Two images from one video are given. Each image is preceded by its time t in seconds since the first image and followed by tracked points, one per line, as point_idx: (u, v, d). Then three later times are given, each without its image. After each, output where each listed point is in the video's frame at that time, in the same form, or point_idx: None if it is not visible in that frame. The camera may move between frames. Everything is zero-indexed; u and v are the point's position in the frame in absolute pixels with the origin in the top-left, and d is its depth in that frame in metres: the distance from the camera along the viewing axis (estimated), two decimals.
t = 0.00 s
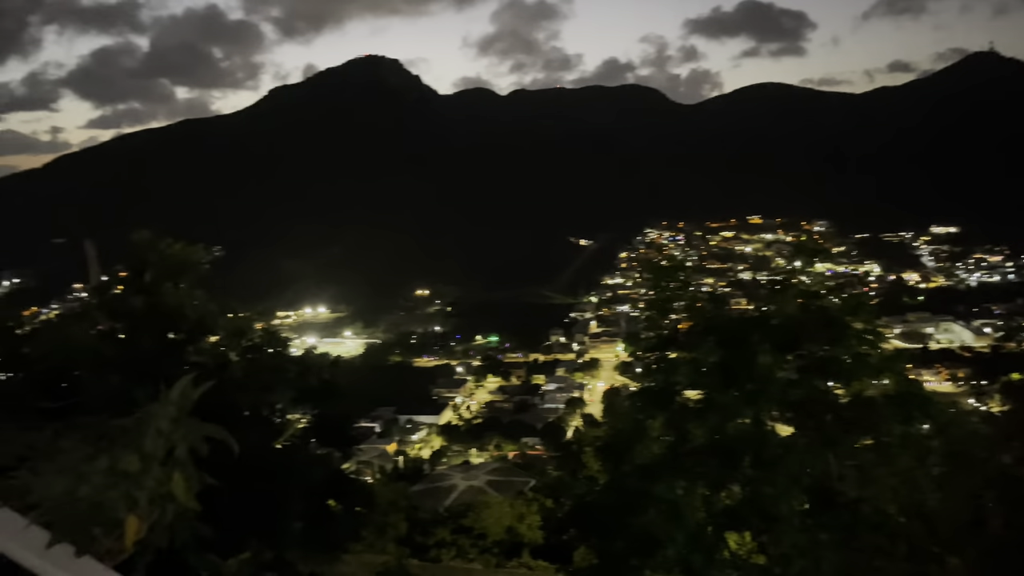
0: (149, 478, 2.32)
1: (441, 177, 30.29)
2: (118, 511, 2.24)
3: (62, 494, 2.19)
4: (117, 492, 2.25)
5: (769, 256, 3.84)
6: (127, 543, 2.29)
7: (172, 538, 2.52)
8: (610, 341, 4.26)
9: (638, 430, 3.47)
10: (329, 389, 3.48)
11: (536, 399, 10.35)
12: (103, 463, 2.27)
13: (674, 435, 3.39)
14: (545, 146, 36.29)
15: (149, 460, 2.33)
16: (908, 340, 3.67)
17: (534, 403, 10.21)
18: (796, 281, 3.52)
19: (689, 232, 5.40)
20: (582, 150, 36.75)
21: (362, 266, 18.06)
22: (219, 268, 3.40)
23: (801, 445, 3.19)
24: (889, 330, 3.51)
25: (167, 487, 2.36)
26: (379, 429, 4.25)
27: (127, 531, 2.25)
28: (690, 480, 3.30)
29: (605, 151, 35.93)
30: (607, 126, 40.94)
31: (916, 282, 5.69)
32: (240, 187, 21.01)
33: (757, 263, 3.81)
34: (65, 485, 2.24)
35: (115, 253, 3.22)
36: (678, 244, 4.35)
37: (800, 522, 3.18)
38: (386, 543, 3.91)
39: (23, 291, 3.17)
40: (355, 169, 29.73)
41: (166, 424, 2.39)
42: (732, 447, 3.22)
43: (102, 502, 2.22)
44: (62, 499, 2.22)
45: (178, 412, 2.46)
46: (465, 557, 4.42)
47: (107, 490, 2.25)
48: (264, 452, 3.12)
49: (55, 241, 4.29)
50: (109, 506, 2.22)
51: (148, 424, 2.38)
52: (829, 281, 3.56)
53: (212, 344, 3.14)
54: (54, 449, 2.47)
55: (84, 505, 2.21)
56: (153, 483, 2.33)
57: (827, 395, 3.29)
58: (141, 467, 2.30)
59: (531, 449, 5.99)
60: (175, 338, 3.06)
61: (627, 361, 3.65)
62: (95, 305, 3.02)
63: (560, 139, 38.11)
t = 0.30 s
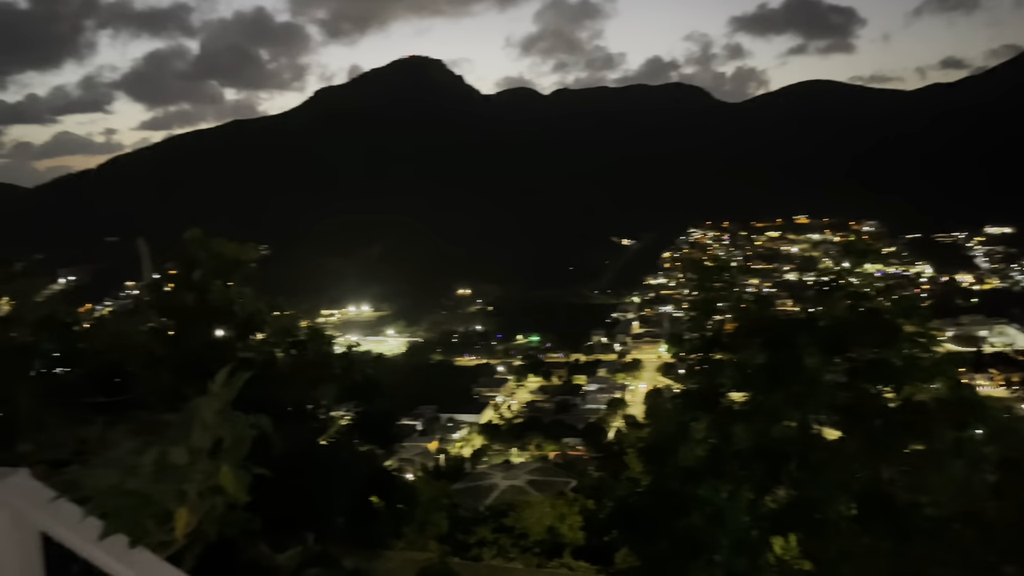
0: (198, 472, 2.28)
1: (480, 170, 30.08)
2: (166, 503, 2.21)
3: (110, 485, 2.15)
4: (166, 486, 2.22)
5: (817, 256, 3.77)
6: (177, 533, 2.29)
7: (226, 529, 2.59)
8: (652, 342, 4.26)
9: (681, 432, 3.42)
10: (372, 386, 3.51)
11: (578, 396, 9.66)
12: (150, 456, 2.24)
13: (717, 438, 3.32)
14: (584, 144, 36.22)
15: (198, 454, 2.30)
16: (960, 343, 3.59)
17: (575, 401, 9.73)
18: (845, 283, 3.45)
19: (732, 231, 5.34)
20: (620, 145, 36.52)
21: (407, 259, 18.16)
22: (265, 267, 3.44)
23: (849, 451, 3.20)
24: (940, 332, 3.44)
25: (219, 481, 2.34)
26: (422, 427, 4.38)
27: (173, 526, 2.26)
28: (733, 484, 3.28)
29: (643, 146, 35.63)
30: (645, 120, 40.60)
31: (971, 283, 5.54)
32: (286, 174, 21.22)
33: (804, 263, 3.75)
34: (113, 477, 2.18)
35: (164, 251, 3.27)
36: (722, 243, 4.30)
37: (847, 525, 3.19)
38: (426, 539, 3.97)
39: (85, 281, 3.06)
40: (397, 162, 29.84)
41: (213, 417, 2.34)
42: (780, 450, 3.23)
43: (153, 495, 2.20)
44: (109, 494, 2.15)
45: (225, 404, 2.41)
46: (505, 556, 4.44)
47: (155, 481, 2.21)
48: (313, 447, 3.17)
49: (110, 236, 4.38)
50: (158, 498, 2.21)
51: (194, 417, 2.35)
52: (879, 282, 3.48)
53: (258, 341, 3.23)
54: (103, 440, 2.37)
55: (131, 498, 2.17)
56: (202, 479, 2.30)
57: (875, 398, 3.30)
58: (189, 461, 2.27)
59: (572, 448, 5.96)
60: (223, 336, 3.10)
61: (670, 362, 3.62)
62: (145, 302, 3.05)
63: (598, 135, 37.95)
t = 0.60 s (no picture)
0: (258, 465, 2.21)
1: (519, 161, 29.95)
2: (227, 491, 2.19)
3: (176, 475, 2.15)
4: (227, 479, 2.17)
5: (862, 258, 3.73)
6: (232, 520, 2.28)
7: (272, 523, 2.63)
8: (694, 343, 4.23)
9: (725, 435, 3.35)
10: (411, 385, 3.56)
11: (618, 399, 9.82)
12: (212, 446, 2.18)
13: (761, 441, 3.39)
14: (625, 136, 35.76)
15: (258, 446, 2.21)
16: (1012, 346, 3.47)
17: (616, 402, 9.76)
18: (893, 285, 3.38)
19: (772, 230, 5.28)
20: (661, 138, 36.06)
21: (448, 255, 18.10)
22: (308, 265, 3.47)
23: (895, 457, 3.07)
24: (990, 335, 3.32)
25: (278, 473, 2.26)
26: (460, 425, 4.42)
27: (235, 506, 2.26)
28: (777, 487, 3.21)
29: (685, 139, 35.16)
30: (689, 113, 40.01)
31: None
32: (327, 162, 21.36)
33: (849, 265, 3.71)
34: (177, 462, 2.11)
35: (213, 251, 3.32)
36: (765, 244, 4.30)
37: (891, 534, 3.06)
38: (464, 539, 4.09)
39: (135, 277, 3.02)
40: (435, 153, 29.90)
41: (274, 414, 2.19)
42: (825, 452, 3.11)
43: (212, 485, 2.18)
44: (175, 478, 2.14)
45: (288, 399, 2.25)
46: (544, 557, 4.49)
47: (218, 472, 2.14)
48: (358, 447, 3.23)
49: (157, 236, 4.45)
50: (217, 487, 2.18)
51: (255, 411, 2.20)
52: (928, 284, 3.38)
53: (301, 340, 3.24)
54: (161, 431, 2.38)
55: (196, 483, 2.17)
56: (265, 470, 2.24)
57: (922, 405, 3.25)
58: (248, 455, 2.18)
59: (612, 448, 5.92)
60: (268, 334, 3.13)
61: (712, 363, 3.70)
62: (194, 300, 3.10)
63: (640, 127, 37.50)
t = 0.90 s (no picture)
0: (311, 459, 2.05)
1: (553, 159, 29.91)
2: (287, 483, 2.03)
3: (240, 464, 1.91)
4: (290, 468, 1.99)
5: (907, 259, 3.72)
6: (292, 507, 2.16)
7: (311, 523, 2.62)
8: (734, 345, 4.39)
9: (766, 438, 3.39)
10: (451, 385, 3.59)
11: (653, 400, 9.39)
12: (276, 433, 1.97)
13: (803, 446, 3.31)
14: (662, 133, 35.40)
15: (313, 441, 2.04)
16: None
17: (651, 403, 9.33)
18: (940, 288, 3.33)
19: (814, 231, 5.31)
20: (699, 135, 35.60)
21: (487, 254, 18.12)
22: (347, 263, 3.46)
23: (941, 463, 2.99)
24: None
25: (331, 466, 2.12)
26: (496, 425, 4.40)
27: (287, 496, 2.13)
28: (817, 492, 3.16)
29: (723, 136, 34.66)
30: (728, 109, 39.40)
31: None
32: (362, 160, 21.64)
33: (893, 267, 3.71)
34: (242, 452, 1.94)
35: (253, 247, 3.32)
36: (806, 244, 4.35)
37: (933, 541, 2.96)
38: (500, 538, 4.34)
39: (176, 275, 2.98)
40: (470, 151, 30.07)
41: (335, 408, 2.04)
42: (866, 457, 3.10)
43: (275, 474, 1.99)
44: (239, 470, 1.95)
45: (345, 394, 2.11)
46: (580, 557, 4.43)
47: (282, 461, 1.99)
48: (395, 448, 3.24)
49: (201, 235, 4.55)
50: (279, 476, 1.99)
51: (311, 405, 2.04)
52: (976, 286, 3.34)
53: (340, 339, 3.26)
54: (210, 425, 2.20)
55: (256, 476, 1.98)
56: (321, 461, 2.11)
57: (969, 410, 3.10)
58: (307, 447, 2.02)
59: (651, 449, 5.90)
60: (309, 331, 3.15)
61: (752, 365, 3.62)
62: (237, 297, 3.08)
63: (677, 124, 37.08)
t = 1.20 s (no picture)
0: (357, 457, 2.06)
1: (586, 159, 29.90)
2: (335, 478, 2.04)
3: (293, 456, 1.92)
4: (339, 462, 1.99)
5: (950, 262, 3.64)
6: (345, 503, 2.13)
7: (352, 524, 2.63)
8: (771, 347, 4.45)
9: (804, 442, 3.42)
10: (485, 386, 3.59)
11: (688, 403, 9.35)
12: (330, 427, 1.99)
13: (842, 450, 3.27)
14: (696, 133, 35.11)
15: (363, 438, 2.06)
16: None
17: (687, 406, 9.30)
18: (983, 291, 3.25)
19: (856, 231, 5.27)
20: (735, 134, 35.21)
21: (521, 257, 18.27)
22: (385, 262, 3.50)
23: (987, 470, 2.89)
24: None
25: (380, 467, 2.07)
26: (530, 424, 4.42)
27: (336, 492, 2.13)
28: (858, 498, 3.15)
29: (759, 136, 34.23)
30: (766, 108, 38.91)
31: None
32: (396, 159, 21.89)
33: (934, 269, 3.65)
34: (293, 445, 1.94)
35: (295, 244, 3.40)
36: (845, 246, 4.35)
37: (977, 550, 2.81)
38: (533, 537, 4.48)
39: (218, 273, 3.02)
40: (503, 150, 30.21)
41: (385, 406, 2.08)
42: (909, 465, 3.03)
43: (327, 468, 1.98)
44: (289, 463, 1.95)
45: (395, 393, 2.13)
46: (614, 559, 4.39)
47: (332, 457, 1.98)
48: (434, 448, 3.29)
49: (240, 233, 4.65)
50: (331, 471, 1.99)
51: (367, 402, 2.09)
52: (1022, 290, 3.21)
53: (376, 336, 3.30)
54: (253, 424, 2.21)
55: (308, 469, 1.97)
56: (367, 459, 2.13)
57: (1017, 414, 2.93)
58: (355, 445, 2.04)
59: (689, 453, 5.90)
60: (353, 330, 3.26)
61: (788, 368, 3.57)
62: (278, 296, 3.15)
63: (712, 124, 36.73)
